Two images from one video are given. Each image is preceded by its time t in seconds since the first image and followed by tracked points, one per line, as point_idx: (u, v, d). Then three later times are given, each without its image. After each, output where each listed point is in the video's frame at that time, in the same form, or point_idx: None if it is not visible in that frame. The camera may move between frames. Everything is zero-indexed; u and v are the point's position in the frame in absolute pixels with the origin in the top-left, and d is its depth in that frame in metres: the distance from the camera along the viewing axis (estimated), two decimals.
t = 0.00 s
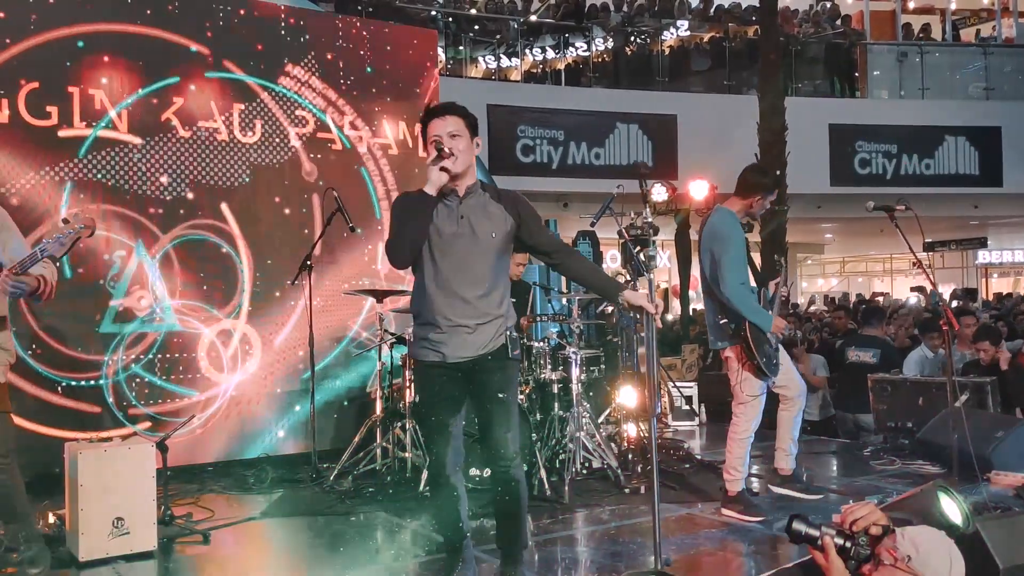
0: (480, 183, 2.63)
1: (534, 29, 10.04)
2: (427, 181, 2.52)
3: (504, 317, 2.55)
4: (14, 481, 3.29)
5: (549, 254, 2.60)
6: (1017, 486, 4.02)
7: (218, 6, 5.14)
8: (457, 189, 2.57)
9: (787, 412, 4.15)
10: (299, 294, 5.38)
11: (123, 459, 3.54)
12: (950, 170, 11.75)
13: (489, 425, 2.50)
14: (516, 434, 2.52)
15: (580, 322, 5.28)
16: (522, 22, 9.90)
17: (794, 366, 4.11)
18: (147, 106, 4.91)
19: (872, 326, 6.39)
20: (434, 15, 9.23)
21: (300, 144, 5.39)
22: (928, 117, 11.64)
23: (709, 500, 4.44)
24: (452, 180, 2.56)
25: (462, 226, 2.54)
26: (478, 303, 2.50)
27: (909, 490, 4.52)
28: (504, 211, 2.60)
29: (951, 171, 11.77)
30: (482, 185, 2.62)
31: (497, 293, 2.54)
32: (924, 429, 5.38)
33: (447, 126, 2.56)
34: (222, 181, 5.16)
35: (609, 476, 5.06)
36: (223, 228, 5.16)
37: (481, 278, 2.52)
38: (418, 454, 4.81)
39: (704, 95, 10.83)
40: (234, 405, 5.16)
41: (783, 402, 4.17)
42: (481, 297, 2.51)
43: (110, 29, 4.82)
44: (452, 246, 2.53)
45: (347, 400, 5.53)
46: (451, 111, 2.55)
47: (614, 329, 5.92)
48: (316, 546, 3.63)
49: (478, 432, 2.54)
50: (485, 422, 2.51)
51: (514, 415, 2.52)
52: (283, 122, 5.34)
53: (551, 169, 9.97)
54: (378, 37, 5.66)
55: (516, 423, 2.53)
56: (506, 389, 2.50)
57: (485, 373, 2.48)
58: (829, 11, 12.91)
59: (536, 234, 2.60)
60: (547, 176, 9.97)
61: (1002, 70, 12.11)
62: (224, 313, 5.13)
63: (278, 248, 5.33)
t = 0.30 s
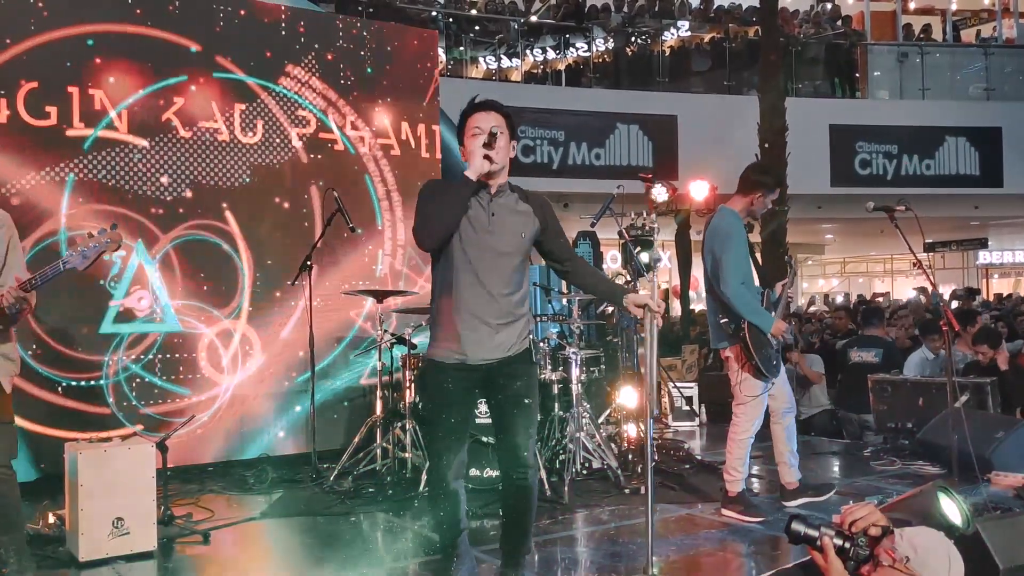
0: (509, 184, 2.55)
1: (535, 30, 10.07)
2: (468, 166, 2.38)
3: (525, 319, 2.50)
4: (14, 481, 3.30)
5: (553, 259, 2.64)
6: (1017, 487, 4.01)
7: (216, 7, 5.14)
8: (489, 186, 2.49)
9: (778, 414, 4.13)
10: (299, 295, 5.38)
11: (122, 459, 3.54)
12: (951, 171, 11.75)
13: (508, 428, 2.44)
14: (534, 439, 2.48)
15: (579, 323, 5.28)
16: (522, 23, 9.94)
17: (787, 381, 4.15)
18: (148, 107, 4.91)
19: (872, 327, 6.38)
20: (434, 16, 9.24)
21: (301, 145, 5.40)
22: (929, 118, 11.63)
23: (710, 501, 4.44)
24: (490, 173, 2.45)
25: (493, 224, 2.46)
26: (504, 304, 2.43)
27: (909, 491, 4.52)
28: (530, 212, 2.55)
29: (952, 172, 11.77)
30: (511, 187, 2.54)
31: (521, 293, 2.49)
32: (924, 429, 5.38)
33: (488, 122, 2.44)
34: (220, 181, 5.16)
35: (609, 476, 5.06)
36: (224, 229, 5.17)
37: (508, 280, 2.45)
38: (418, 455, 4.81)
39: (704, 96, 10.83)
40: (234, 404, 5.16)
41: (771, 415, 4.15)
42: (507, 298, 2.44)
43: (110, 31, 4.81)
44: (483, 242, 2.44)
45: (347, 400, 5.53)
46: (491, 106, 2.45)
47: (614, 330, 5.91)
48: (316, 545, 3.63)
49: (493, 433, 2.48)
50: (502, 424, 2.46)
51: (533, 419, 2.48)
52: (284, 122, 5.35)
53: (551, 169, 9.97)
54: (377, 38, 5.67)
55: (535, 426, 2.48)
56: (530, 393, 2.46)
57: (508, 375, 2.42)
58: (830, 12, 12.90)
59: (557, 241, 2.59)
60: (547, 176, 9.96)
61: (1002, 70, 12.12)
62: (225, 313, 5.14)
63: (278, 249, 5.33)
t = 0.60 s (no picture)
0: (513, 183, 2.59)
1: (534, 30, 10.05)
2: (495, 168, 2.37)
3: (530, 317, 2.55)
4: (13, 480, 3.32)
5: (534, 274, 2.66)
6: (1014, 488, 4.02)
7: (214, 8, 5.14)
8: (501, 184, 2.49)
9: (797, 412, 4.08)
10: (298, 296, 5.40)
11: (119, 458, 3.55)
12: (951, 171, 11.75)
13: (509, 427, 2.44)
14: (534, 437, 2.48)
15: (576, 324, 5.28)
16: (521, 23, 9.92)
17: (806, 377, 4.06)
18: (147, 107, 4.92)
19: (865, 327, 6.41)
20: (433, 16, 9.25)
21: (301, 145, 5.41)
22: (928, 118, 11.62)
23: (707, 501, 4.45)
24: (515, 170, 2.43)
25: (504, 224, 2.47)
26: (516, 304, 2.46)
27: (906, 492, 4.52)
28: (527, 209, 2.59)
29: (952, 172, 11.77)
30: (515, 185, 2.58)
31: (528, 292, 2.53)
32: (921, 430, 5.39)
33: (500, 122, 2.46)
34: (219, 181, 5.16)
35: (606, 476, 5.07)
36: (224, 229, 5.18)
37: (519, 280, 2.48)
38: (415, 456, 4.82)
39: (703, 96, 10.83)
40: (232, 404, 5.17)
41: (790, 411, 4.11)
42: (518, 298, 2.47)
43: (107, 31, 4.82)
44: (498, 243, 2.44)
45: (345, 400, 5.54)
46: (504, 106, 2.47)
47: (612, 330, 5.91)
48: (314, 545, 3.64)
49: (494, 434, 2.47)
50: (504, 424, 2.45)
51: (534, 418, 2.47)
52: (284, 123, 5.36)
53: (550, 169, 9.98)
54: (375, 39, 5.67)
55: (535, 426, 2.48)
56: (531, 392, 2.47)
57: (519, 374, 2.44)
58: (830, 12, 12.90)
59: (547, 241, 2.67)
60: (547, 176, 9.98)
61: (1002, 70, 12.11)
62: (223, 314, 5.15)
63: (276, 249, 5.34)
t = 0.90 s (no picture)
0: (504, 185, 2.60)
1: (532, 30, 10.07)
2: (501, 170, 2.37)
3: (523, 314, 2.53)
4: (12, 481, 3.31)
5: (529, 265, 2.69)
6: (1014, 488, 4.01)
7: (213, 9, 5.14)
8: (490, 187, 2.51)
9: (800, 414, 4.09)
10: (296, 296, 5.40)
11: (118, 458, 3.55)
12: (950, 172, 11.74)
13: (506, 424, 2.42)
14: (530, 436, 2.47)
15: (574, 324, 5.28)
16: (520, 24, 9.94)
17: (810, 385, 4.09)
18: (145, 107, 4.92)
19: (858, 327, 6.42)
20: (433, 17, 9.26)
21: (301, 145, 5.42)
22: (927, 119, 11.62)
23: (706, 502, 4.44)
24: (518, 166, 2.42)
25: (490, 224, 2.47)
26: (512, 308, 2.46)
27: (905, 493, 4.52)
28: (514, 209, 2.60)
29: (951, 173, 11.76)
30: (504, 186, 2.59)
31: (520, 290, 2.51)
32: (919, 431, 5.38)
33: (485, 126, 2.48)
34: (217, 181, 5.16)
35: (604, 477, 5.06)
36: (222, 230, 5.18)
37: (510, 279, 2.47)
38: (413, 456, 4.81)
39: (703, 97, 10.84)
40: (230, 404, 5.17)
41: (795, 411, 4.12)
42: (510, 297, 2.46)
43: (106, 31, 4.81)
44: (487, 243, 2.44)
45: (343, 401, 5.54)
46: (492, 111, 2.49)
47: (610, 331, 5.91)
48: (313, 545, 3.63)
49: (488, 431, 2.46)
50: (500, 421, 2.43)
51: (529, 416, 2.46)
52: (283, 123, 5.36)
53: (549, 170, 9.97)
54: (374, 40, 5.68)
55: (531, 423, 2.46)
56: (527, 389, 2.45)
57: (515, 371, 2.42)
58: (829, 13, 12.92)
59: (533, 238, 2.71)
60: (546, 177, 9.97)
61: (1001, 71, 12.12)
62: (221, 314, 5.15)
63: (275, 250, 5.34)
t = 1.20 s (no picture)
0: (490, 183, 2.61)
1: (532, 31, 10.07)
2: (502, 188, 2.32)
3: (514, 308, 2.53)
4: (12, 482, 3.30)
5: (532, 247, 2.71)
6: (1015, 488, 4.01)
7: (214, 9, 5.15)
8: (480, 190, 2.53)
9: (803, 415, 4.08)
10: (296, 295, 5.40)
11: (119, 458, 3.54)
12: (950, 172, 11.74)
13: (504, 421, 2.42)
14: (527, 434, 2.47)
15: (575, 324, 5.28)
16: (520, 24, 9.95)
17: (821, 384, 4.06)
18: (146, 107, 4.93)
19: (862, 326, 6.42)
20: (433, 17, 9.29)
21: (302, 145, 5.42)
22: (927, 119, 11.63)
23: (707, 502, 4.44)
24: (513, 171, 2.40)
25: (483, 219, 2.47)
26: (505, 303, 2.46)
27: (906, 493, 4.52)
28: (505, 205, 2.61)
29: (951, 173, 11.76)
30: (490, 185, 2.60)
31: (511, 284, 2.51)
32: (920, 431, 5.37)
33: (472, 133, 2.47)
34: (218, 182, 5.16)
35: (604, 477, 5.06)
36: (222, 230, 5.18)
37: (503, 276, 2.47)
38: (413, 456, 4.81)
39: (703, 97, 10.84)
40: (230, 404, 5.16)
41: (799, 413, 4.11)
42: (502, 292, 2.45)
43: (107, 31, 4.81)
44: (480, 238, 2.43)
45: (343, 402, 5.53)
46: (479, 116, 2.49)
47: (611, 331, 5.91)
48: (315, 545, 3.64)
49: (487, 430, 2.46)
50: (498, 420, 2.43)
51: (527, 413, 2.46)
52: (283, 123, 5.36)
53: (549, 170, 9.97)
54: (374, 40, 5.68)
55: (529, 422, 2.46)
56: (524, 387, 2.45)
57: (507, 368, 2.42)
58: (829, 13, 12.93)
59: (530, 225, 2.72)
60: (546, 177, 9.98)
61: (1001, 72, 12.13)
62: (221, 314, 5.15)
63: (275, 250, 5.34)
